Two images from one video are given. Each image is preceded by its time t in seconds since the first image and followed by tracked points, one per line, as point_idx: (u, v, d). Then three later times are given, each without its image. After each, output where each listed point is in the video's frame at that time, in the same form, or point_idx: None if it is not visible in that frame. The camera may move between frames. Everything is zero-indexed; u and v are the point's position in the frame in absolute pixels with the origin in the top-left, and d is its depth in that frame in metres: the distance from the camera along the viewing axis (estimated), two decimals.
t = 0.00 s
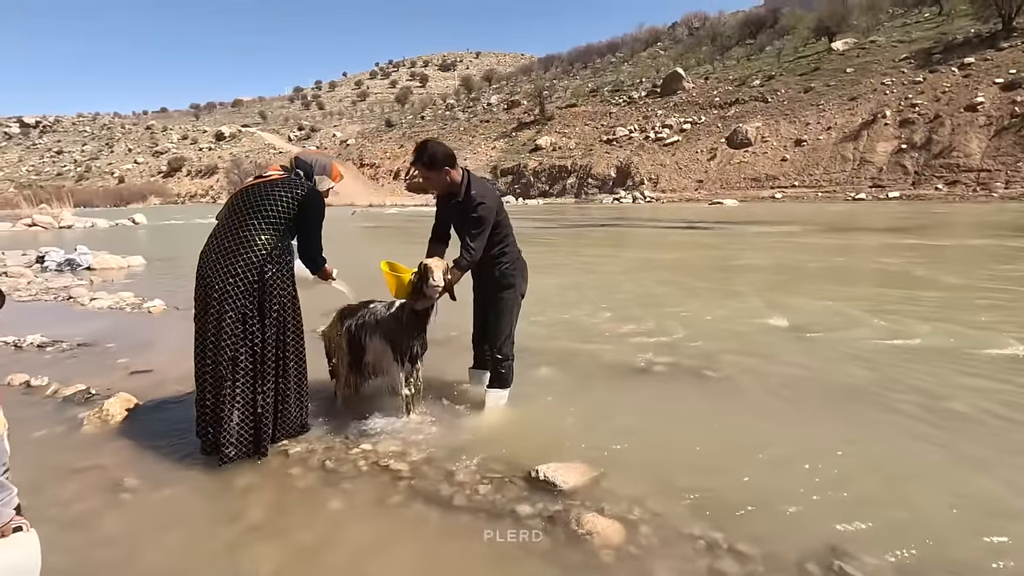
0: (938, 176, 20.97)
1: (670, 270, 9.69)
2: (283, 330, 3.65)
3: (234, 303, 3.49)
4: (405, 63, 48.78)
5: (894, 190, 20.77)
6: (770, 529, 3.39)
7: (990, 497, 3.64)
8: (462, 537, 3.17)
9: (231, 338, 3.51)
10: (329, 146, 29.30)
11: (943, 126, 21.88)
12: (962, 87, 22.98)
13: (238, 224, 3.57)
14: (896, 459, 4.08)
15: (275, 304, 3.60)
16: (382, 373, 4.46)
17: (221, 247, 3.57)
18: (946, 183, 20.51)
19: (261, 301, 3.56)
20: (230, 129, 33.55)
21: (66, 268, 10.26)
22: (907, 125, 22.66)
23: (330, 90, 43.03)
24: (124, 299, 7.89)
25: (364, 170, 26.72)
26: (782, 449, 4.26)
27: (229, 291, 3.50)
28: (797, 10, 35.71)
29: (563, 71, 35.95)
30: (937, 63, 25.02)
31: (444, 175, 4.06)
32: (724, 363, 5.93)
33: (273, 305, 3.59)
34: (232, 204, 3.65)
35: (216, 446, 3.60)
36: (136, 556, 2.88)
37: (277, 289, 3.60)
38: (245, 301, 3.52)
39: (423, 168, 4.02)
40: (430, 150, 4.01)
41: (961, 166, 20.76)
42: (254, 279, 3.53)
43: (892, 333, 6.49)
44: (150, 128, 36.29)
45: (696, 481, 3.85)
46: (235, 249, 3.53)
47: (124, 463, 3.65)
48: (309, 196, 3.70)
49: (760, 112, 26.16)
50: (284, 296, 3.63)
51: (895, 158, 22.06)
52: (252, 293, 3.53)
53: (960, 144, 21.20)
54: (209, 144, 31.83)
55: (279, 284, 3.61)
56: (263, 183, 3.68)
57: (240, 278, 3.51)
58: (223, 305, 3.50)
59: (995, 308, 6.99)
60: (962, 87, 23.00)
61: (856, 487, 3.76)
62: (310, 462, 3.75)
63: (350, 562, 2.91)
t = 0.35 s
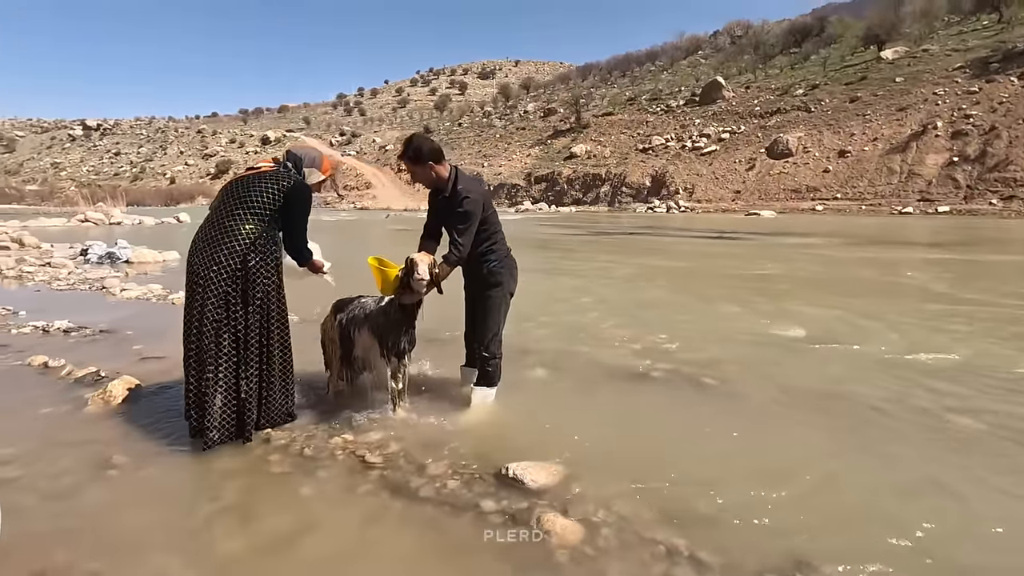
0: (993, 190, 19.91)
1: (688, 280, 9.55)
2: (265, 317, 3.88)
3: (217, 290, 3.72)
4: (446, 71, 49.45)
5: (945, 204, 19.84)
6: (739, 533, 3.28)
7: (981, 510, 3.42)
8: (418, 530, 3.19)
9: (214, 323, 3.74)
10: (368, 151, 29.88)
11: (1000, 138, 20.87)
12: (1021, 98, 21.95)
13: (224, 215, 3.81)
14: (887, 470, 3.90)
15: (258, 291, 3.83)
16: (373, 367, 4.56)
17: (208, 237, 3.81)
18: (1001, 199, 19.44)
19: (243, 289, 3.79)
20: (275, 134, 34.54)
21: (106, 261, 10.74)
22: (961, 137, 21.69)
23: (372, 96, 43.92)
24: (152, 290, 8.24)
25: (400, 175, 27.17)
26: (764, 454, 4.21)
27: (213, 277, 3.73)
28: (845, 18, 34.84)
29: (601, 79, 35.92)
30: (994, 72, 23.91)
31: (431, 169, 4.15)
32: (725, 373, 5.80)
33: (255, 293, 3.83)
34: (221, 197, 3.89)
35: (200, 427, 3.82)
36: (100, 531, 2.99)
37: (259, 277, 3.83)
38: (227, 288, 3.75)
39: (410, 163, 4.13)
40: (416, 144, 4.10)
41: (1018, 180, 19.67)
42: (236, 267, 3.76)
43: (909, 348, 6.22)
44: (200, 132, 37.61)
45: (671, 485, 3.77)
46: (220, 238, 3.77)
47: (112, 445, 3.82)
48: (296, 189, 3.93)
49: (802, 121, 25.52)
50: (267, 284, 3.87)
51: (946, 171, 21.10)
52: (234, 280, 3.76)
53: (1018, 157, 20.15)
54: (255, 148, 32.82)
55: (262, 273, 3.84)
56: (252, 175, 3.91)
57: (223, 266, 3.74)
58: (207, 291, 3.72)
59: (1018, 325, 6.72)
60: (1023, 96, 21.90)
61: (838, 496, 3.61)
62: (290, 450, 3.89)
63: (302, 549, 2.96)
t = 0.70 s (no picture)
0: None
1: (720, 284, 9.35)
2: (274, 290, 4.00)
3: (228, 262, 3.89)
4: (488, 78, 49.93)
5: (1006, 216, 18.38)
6: (747, 519, 3.14)
7: (1008, 507, 3.22)
8: (416, 501, 3.16)
9: (226, 294, 3.92)
10: (409, 157, 30.33)
11: None
12: None
13: (240, 192, 3.97)
14: (913, 466, 3.69)
15: (267, 264, 3.96)
16: (387, 349, 4.60)
17: (225, 212, 3.99)
18: None
19: (254, 262, 3.93)
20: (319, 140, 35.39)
21: (152, 253, 11.12)
22: None
23: (414, 103, 44.62)
24: (192, 279, 8.53)
25: (440, 180, 27.49)
26: (782, 442, 4.08)
27: (226, 250, 3.91)
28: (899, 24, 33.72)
29: (641, 87, 35.76)
30: None
31: (447, 151, 4.19)
32: (750, 368, 5.63)
33: (265, 266, 3.95)
34: (243, 175, 4.08)
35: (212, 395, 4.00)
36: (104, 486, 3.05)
37: (269, 251, 3.96)
38: (238, 261, 3.91)
39: (427, 145, 4.17)
40: (431, 123, 4.13)
41: None
42: (247, 240, 3.91)
43: (948, 351, 5.92)
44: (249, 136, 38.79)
45: (681, 471, 3.65)
46: (235, 214, 3.94)
47: (130, 410, 3.92)
48: (308, 164, 4.01)
49: (851, 128, 24.63)
50: (276, 258, 3.99)
51: (1008, 181, 19.48)
52: (244, 254, 3.91)
53: None
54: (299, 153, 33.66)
55: (271, 247, 3.96)
56: (271, 152, 4.06)
57: (235, 240, 3.90)
58: (220, 264, 3.91)
59: None
60: None
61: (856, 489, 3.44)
62: (302, 420, 3.96)
63: (298, 514, 2.97)
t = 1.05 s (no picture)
0: None
1: (753, 278, 9.24)
2: (312, 243, 4.15)
3: (272, 215, 4.11)
4: (519, 88, 50.17)
5: None
6: (773, 453, 3.17)
7: None
8: (446, 430, 3.26)
9: (271, 246, 4.13)
10: (438, 165, 30.64)
11: None
12: None
13: (288, 150, 4.19)
14: (947, 418, 3.65)
15: (306, 217, 4.11)
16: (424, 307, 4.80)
17: (274, 168, 4.22)
18: None
19: (294, 215, 4.10)
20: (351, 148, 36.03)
21: (194, 243, 11.48)
22: None
23: (445, 114, 45.11)
24: (233, 263, 8.85)
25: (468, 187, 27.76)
26: (809, 394, 4.13)
27: (272, 204, 4.13)
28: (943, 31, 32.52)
29: (672, 97, 35.59)
30: None
31: (483, 112, 4.36)
32: (780, 340, 5.64)
33: (304, 220, 4.11)
34: (295, 135, 4.31)
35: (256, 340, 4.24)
36: (156, 409, 3.23)
37: (307, 204, 4.11)
38: (280, 214, 4.11)
39: (463, 105, 4.35)
40: (471, 87, 4.31)
41: None
42: (289, 194, 4.10)
43: (985, 331, 5.83)
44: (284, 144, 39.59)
45: (710, 416, 3.67)
46: (281, 169, 4.16)
47: (178, 358, 4.13)
48: (348, 122, 4.13)
49: (892, 137, 21.42)
50: (315, 212, 4.13)
51: None
52: (286, 207, 4.10)
53: None
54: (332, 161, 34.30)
55: (311, 200, 4.11)
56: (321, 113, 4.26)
57: (280, 194, 4.12)
58: (266, 216, 4.14)
59: None
60: None
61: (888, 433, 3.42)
62: (341, 366, 4.16)
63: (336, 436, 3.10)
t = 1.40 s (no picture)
0: None
1: (785, 287, 9.19)
2: (361, 241, 4.30)
3: (323, 214, 4.27)
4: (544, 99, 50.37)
5: None
6: (817, 447, 3.18)
7: None
8: (492, 419, 3.36)
9: (321, 243, 4.29)
10: (463, 175, 30.93)
11: None
12: None
13: (337, 152, 4.35)
14: (993, 416, 3.62)
15: (356, 216, 4.27)
16: (462, 303, 4.95)
17: (323, 169, 4.38)
18: None
19: (345, 214, 4.27)
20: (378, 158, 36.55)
21: (230, 246, 11.78)
22: None
23: (470, 124, 45.48)
24: (270, 266, 9.15)
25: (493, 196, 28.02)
26: (848, 388, 4.17)
27: (323, 203, 4.30)
28: (980, 41, 31.69)
29: (697, 109, 35.52)
30: None
31: (530, 116, 4.50)
32: (814, 340, 5.67)
33: (354, 218, 4.27)
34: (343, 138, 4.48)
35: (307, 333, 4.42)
36: (216, 397, 3.41)
37: (358, 204, 4.27)
38: (330, 213, 4.28)
39: (512, 108, 4.48)
40: (524, 91, 4.42)
41: None
42: (338, 194, 4.26)
43: None
44: (311, 153, 40.29)
45: (750, 411, 3.71)
46: (330, 170, 4.32)
47: (229, 353, 4.32)
48: (395, 126, 4.30)
49: (925, 150, 20.74)
50: (364, 211, 4.29)
51: None
52: (336, 206, 4.27)
53: None
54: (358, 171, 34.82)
55: (360, 200, 4.27)
56: (368, 117, 4.41)
57: (330, 194, 4.28)
58: (316, 215, 4.31)
59: None
60: None
61: (933, 429, 3.41)
62: (385, 359, 4.32)
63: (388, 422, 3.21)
